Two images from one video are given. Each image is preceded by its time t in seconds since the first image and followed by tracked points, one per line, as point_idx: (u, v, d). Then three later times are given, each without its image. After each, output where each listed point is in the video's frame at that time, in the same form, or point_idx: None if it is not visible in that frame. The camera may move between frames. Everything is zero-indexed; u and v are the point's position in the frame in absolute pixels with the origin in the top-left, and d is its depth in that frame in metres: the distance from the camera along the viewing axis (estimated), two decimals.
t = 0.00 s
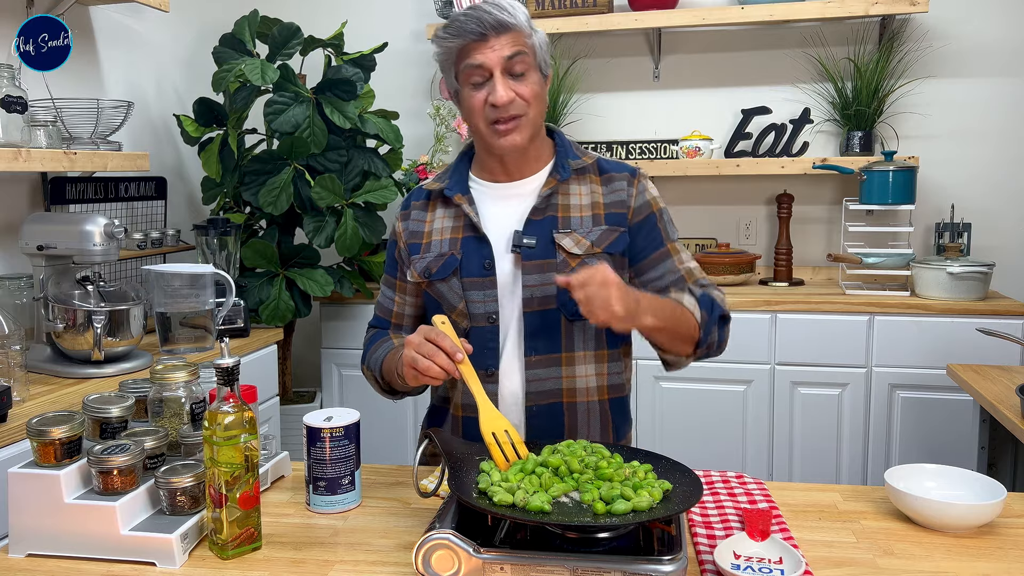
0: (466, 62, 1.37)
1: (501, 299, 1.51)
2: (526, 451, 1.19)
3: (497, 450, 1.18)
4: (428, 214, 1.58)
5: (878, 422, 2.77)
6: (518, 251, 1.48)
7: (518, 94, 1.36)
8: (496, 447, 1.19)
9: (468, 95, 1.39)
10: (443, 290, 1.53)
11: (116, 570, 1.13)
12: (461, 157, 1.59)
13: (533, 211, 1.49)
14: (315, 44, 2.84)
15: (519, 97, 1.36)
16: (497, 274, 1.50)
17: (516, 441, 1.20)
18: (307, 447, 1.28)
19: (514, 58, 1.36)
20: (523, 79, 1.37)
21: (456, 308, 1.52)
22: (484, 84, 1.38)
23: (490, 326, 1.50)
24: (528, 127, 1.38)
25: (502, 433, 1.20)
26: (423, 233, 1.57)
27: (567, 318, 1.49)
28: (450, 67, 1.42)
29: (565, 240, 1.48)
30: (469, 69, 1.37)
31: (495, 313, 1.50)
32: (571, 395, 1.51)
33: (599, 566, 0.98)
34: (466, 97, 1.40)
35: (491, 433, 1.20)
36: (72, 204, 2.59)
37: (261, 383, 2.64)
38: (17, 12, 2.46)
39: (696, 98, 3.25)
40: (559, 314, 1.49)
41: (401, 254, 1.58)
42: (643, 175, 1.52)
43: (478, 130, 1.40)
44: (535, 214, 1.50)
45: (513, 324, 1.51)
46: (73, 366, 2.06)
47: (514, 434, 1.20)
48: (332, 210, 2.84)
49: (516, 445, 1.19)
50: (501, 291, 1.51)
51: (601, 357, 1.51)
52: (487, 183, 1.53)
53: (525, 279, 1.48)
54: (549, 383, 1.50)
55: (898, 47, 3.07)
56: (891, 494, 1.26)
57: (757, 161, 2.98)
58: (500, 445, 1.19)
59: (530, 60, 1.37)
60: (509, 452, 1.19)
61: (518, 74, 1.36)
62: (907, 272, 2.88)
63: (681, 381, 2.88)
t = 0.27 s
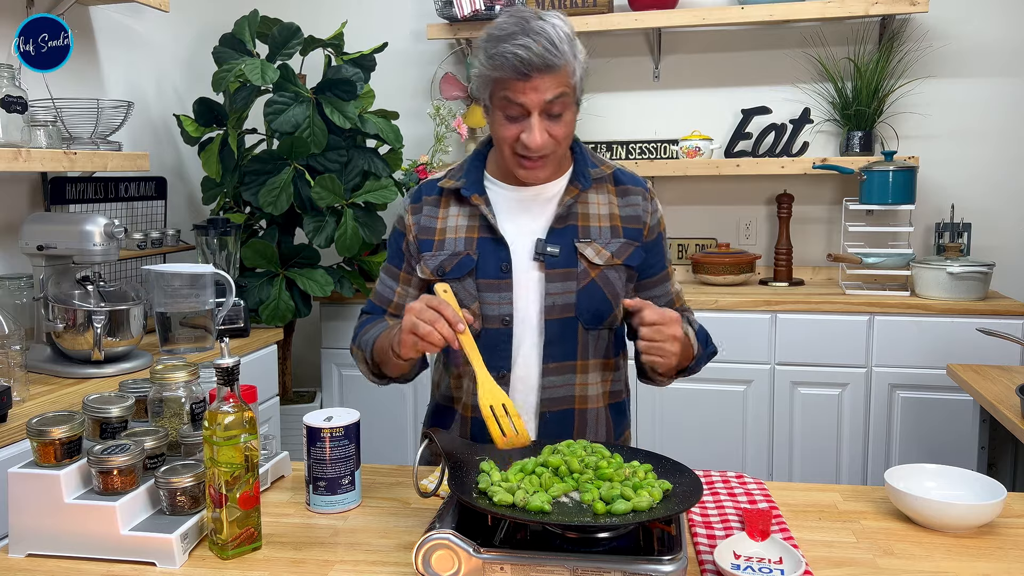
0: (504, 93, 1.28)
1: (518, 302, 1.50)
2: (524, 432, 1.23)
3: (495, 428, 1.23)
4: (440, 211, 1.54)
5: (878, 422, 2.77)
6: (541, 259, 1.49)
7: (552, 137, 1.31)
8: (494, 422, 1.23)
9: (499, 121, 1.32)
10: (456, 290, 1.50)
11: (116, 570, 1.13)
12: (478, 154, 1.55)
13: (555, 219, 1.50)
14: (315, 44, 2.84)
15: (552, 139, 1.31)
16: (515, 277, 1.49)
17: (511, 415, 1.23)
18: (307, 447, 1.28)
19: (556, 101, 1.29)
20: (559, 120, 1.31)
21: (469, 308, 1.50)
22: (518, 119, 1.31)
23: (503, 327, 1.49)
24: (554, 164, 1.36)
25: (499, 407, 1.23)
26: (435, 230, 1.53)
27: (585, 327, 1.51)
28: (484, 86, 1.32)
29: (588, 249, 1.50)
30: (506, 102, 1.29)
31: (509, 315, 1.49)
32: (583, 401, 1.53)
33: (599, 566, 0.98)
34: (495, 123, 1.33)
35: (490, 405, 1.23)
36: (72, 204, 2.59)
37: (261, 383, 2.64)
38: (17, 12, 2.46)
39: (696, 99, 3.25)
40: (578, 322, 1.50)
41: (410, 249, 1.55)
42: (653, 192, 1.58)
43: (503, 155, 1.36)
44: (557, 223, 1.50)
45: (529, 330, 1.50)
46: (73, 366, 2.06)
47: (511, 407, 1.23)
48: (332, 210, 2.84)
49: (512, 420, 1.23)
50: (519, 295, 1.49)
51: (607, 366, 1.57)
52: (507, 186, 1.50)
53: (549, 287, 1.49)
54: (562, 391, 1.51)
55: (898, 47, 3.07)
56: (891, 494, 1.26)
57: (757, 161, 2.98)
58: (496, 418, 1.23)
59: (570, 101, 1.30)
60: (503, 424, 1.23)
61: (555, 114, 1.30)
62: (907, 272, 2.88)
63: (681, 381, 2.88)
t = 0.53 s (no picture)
0: (537, 94, 1.28)
1: (529, 305, 1.50)
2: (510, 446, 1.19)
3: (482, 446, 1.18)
4: (453, 205, 1.52)
5: (878, 422, 2.77)
6: (556, 265, 1.48)
7: (576, 144, 1.31)
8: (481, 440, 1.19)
9: (526, 119, 1.32)
10: (468, 289, 1.50)
11: (116, 570, 1.13)
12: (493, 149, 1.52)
13: (570, 225, 1.50)
14: (315, 44, 2.83)
15: (577, 146, 1.31)
16: (528, 279, 1.49)
17: (499, 432, 1.19)
18: (307, 447, 1.28)
19: (587, 108, 1.28)
20: (586, 128, 1.31)
21: (479, 308, 1.50)
22: (547, 120, 1.30)
23: (516, 329, 1.49)
24: (572, 169, 1.36)
25: (487, 424, 1.19)
26: (448, 224, 1.51)
27: (594, 333, 1.53)
28: (517, 82, 1.30)
29: (601, 256, 1.51)
30: (537, 100, 1.28)
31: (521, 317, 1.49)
32: (589, 405, 1.54)
33: (599, 566, 0.98)
34: (522, 120, 1.32)
35: (476, 422, 1.19)
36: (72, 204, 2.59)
37: (261, 383, 2.64)
38: (17, 12, 2.46)
39: (696, 99, 3.25)
40: (588, 328, 1.52)
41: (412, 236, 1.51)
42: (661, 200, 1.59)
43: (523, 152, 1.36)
44: (572, 228, 1.50)
45: (542, 334, 1.50)
46: (73, 366, 2.06)
47: (499, 424, 1.19)
48: (332, 210, 2.84)
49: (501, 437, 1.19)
50: (533, 299, 1.50)
51: (612, 370, 1.58)
52: (525, 187, 1.48)
53: (562, 293, 1.49)
54: (572, 394, 1.52)
55: (898, 47, 3.07)
56: (891, 494, 1.26)
57: (757, 161, 2.98)
58: (484, 436, 1.19)
59: (599, 111, 1.31)
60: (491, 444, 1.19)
61: (584, 121, 1.30)
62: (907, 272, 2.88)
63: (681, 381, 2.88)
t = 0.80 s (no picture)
0: (564, 87, 1.28)
1: (536, 302, 1.49)
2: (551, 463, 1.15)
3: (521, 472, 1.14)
4: (463, 202, 1.51)
5: (878, 422, 2.78)
6: (561, 264, 1.49)
7: (595, 142, 1.31)
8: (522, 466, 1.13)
9: (549, 111, 1.32)
10: (476, 286, 1.50)
11: (116, 570, 1.13)
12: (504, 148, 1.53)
13: (577, 224, 1.50)
14: (315, 44, 2.83)
15: (595, 144, 1.32)
16: (535, 277, 1.49)
17: (536, 454, 1.15)
18: (307, 447, 1.28)
19: (610, 108, 1.30)
20: (605, 128, 1.32)
21: (485, 304, 1.50)
22: (569, 115, 1.31)
23: (521, 326, 1.49)
24: (585, 168, 1.36)
25: (524, 447, 1.16)
26: (456, 220, 1.50)
27: (597, 333, 1.53)
28: (544, 75, 1.31)
29: (607, 257, 1.51)
30: (563, 94, 1.29)
31: (527, 314, 1.49)
32: (589, 406, 1.53)
33: (599, 566, 0.98)
34: (546, 111, 1.33)
35: (513, 446, 1.16)
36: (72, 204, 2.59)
37: (261, 383, 2.64)
38: (16, 12, 2.46)
39: (696, 99, 3.25)
40: (591, 328, 1.52)
41: (424, 237, 1.49)
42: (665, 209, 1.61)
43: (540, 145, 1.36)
44: (579, 228, 1.51)
45: (546, 332, 1.50)
46: (73, 366, 2.06)
47: (535, 446, 1.16)
48: (332, 210, 2.84)
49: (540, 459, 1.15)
50: (539, 296, 1.49)
51: (613, 373, 1.58)
52: (535, 186, 1.49)
53: (567, 291, 1.49)
54: (572, 394, 1.52)
55: (898, 47, 3.07)
56: (891, 494, 1.26)
57: (757, 161, 2.98)
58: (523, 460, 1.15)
59: (619, 113, 1.32)
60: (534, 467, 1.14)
61: (605, 120, 1.31)
62: (908, 272, 2.88)
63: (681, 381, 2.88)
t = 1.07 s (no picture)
0: (564, 79, 1.29)
1: (540, 298, 1.49)
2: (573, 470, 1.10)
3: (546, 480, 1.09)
4: (465, 201, 1.51)
5: (878, 422, 2.77)
6: (565, 260, 1.49)
7: (596, 134, 1.31)
8: (547, 477, 1.10)
9: (550, 105, 1.32)
10: (479, 283, 1.49)
11: (116, 570, 1.13)
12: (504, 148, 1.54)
13: (579, 221, 1.51)
14: (315, 44, 2.83)
15: (597, 136, 1.32)
16: (539, 273, 1.49)
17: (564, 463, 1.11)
18: (307, 447, 1.28)
19: (610, 99, 1.30)
20: (607, 119, 1.32)
21: (490, 301, 1.49)
22: (570, 107, 1.31)
23: (527, 322, 1.49)
24: (588, 161, 1.36)
25: (549, 457, 1.11)
26: (460, 219, 1.50)
27: (600, 329, 1.53)
28: (543, 69, 1.32)
29: (609, 253, 1.52)
30: (564, 86, 1.29)
31: (532, 310, 1.49)
32: (592, 402, 1.54)
33: (599, 566, 0.98)
34: (546, 105, 1.33)
35: (536, 456, 1.11)
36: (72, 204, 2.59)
37: (261, 383, 2.64)
38: (17, 12, 2.46)
39: (696, 99, 3.25)
40: (593, 324, 1.52)
41: (433, 237, 1.48)
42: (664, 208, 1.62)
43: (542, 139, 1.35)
44: (581, 225, 1.51)
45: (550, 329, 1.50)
46: (73, 366, 2.06)
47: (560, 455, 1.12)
48: (332, 210, 2.84)
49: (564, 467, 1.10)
50: (543, 293, 1.50)
51: (616, 370, 1.58)
52: (536, 183, 1.49)
53: (571, 287, 1.49)
54: (575, 390, 1.52)
55: (898, 47, 3.07)
56: (891, 493, 1.26)
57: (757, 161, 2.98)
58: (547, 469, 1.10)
59: (620, 105, 1.33)
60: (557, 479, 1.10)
61: (605, 112, 1.31)
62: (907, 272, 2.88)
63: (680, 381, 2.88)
